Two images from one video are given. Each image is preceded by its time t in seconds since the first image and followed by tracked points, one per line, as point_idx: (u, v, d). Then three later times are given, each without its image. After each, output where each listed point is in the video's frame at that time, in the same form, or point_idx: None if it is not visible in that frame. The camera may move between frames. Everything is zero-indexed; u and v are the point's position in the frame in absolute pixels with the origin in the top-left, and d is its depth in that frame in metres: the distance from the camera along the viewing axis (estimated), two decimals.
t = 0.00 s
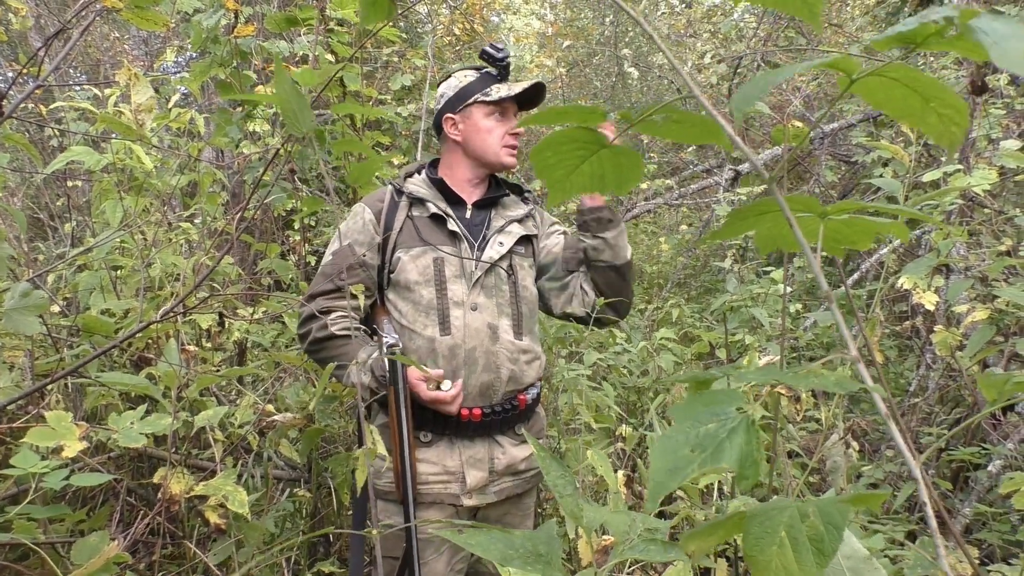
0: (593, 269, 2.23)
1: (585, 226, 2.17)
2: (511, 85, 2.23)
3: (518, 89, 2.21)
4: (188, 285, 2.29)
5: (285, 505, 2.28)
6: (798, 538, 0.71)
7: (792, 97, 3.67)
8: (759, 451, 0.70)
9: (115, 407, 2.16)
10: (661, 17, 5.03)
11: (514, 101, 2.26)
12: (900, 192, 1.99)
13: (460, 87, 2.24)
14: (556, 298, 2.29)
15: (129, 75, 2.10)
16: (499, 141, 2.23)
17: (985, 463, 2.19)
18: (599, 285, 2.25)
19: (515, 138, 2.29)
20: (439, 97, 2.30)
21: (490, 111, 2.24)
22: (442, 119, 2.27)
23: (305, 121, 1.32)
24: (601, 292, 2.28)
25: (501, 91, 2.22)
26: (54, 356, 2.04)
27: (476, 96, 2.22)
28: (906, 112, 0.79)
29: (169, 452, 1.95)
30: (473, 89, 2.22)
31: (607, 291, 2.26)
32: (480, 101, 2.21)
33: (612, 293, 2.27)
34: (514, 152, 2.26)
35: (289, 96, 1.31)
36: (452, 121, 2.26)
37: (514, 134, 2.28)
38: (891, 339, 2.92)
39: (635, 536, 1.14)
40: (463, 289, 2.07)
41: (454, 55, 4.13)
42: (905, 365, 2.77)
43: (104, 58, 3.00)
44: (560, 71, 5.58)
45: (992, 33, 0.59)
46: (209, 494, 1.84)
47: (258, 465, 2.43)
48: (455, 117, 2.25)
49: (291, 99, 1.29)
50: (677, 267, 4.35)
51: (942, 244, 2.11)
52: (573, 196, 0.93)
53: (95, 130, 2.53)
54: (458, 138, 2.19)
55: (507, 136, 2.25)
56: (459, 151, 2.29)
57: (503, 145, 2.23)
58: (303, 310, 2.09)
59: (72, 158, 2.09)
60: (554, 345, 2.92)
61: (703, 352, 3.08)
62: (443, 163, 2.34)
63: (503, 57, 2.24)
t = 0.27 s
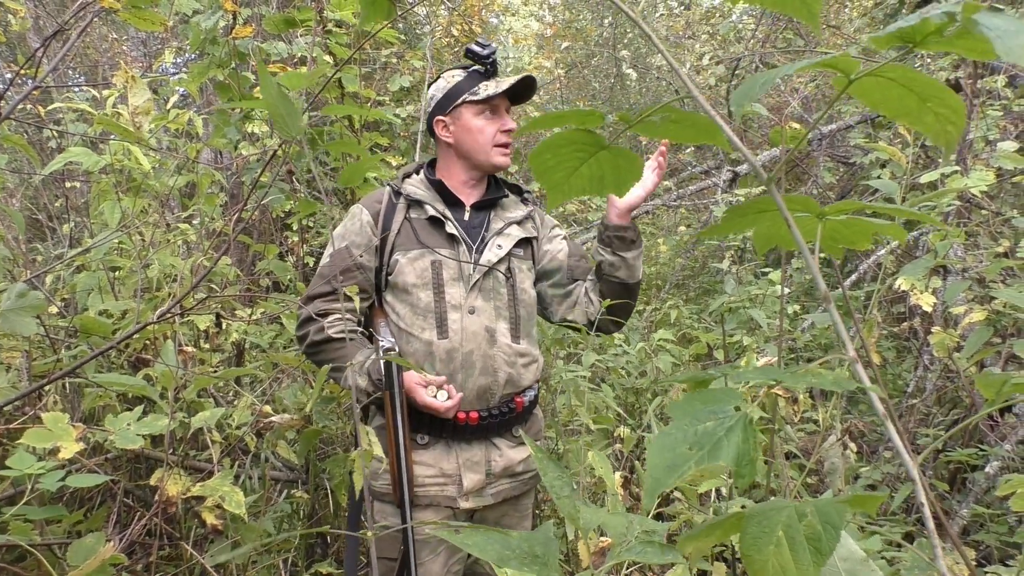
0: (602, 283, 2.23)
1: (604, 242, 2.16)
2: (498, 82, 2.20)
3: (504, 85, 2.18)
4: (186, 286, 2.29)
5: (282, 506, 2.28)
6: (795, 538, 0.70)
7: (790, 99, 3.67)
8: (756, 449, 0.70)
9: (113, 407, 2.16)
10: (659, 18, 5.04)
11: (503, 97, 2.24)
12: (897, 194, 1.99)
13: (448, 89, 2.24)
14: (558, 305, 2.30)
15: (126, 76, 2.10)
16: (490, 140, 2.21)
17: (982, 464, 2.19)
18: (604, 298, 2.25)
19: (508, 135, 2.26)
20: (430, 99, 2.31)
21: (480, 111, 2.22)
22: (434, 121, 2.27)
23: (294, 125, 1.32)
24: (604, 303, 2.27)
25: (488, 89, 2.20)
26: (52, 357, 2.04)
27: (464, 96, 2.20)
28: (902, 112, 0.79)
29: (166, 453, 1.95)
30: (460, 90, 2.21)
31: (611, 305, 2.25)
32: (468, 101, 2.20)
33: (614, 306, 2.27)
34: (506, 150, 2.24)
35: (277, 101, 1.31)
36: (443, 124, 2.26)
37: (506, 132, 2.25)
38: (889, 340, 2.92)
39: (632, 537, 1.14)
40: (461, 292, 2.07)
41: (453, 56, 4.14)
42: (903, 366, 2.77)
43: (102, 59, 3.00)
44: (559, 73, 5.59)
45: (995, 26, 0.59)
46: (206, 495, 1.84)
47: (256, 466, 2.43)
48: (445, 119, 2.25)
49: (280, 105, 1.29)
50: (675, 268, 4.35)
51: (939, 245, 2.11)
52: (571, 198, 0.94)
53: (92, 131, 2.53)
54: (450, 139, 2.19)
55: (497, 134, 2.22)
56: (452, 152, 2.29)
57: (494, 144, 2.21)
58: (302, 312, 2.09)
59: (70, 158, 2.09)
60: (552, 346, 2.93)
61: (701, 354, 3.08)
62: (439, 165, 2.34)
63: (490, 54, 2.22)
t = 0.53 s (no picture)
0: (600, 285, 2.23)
1: (602, 244, 2.17)
2: (491, 84, 2.20)
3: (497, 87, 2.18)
4: (184, 287, 2.29)
5: (280, 508, 2.28)
6: (789, 540, 0.71)
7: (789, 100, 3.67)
8: (764, 455, 0.71)
9: (111, 409, 2.16)
10: (659, 20, 5.05)
11: (497, 99, 2.23)
12: (895, 196, 1.99)
13: (442, 92, 2.24)
14: (555, 306, 2.28)
15: (124, 77, 2.11)
16: (485, 143, 2.21)
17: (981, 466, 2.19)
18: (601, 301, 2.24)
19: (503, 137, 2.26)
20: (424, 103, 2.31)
21: (474, 113, 2.22)
22: (428, 124, 2.27)
23: (292, 128, 1.30)
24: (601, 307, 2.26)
25: (482, 91, 2.18)
26: (50, 358, 2.04)
27: (458, 99, 2.20)
28: (903, 111, 0.79)
29: (163, 455, 1.95)
30: (454, 92, 2.20)
31: (609, 308, 2.24)
32: (462, 104, 2.20)
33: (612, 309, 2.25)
34: (501, 152, 2.24)
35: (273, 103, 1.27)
36: (437, 127, 2.25)
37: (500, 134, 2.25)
38: (888, 341, 2.92)
39: (627, 540, 1.14)
40: (458, 295, 2.07)
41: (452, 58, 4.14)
42: (902, 367, 2.77)
43: (102, 60, 3.00)
44: (559, 74, 5.59)
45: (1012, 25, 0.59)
46: (204, 496, 1.84)
47: (254, 467, 2.43)
48: (440, 122, 2.25)
49: (277, 107, 1.26)
50: (675, 269, 4.35)
51: (937, 246, 2.11)
52: (566, 196, 0.93)
53: (92, 133, 2.53)
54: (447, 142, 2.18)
55: (492, 136, 2.23)
56: (447, 155, 2.29)
57: (489, 146, 2.21)
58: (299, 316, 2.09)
59: (68, 160, 2.10)
60: (550, 347, 2.93)
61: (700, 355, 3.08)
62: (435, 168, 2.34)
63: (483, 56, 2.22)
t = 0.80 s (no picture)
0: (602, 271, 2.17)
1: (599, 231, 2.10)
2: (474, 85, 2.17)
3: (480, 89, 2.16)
4: (181, 287, 2.29)
5: (278, 508, 2.27)
6: (792, 536, 0.70)
7: (788, 100, 3.67)
8: (763, 450, 0.70)
9: (108, 410, 2.15)
10: (658, 21, 5.05)
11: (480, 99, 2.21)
12: (894, 196, 1.99)
13: (425, 93, 2.21)
14: (558, 296, 2.26)
15: (121, 78, 2.10)
16: (469, 145, 2.19)
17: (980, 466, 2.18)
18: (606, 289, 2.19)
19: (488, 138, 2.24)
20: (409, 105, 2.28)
21: (457, 115, 2.19)
22: (412, 127, 2.25)
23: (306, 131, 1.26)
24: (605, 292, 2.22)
25: (466, 93, 2.17)
26: (47, 359, 2.04)
27: (442, 101, 2.18)
28: (909, 106, 0.79)
29: (160, 455, 1.94)
30: (437, 94, 2.18)
31: (611, 292, 2.20)
32: (445, 106, 2.17)
33: (616, 294, 2.20)
34: (486, 153, 2.21)
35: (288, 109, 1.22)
36: (422, 129, 2.23)
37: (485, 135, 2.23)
38: (887, 341, 2.92)
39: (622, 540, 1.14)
40: (452, 294, 2.07)
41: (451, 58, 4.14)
42: (901, 368, 2.76)
43: (100, 61, 3.00)
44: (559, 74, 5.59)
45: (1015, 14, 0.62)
46: (201, 497, 1.83)
47: (252, 468, 2.43)
48: (424, 124, 2.23)
49: (292, 112, 1.20)
50: (674, 270, 4.35)
51: (935, 246, 2.10)
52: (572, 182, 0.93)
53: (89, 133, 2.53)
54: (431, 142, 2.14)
55: (476, 137, 2.20)
56: (433, 157, 2.27)
57: (474, 148, 2.19)
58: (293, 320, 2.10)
59: (65, 160, 2.09)
60: (549, 348, 2.92)
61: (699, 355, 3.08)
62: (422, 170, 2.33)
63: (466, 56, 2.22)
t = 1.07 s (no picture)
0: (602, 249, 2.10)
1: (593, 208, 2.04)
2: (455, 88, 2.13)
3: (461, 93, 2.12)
4: (181, 289, 2.29)
5: (278, 510, 2.27)
6: (791, 540, 0.70)
7: (788, 101, 3.68)
8: (749, 456, 0.69)
9: (108, 411, 2.15)
10: (657, 22, 5.06)
11: (461, 101, 2.17)
12: (894, 197, 1.99)
13: (407, 98, 2.18)
14: (561, 284, 2.24)
15: (121, 79, 2.10)
16: (453, 149, 2.16)
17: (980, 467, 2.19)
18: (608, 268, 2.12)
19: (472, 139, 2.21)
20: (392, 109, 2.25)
21: (439, 118, 2.16)
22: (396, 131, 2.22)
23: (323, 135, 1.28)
24: (608, 271, 2.14)
25: (447, 97, 2.14)
26: (47, 360, 2.04)
27: (423, 105, 2.15)
28: (896, 110, 0.79)
29: (161, 456, 1.94)
30: (418, 99, 2.14)
31: (613, 272, 2.12)
32: (427, 111, 2.14)
33: (619, 273, 2.12)
34: (471, 156, 2.19)
35: (306, 109, 1.26)
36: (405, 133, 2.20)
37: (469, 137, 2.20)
38: (887, 342, 2.92)
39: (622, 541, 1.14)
40: (447, 296, 2.07)
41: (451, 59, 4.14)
42: (901, 368, 2.77)
43: (100, 62, 3.00)
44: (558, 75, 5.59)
45: (984, 43, 0.59)
46: (201, 499, 1.83)
47: (252, 469, 2.43)
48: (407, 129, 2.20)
49: (310, 113, 1.24)
50: (673, 271, 4.35)
51: (935, 247, 2.11)
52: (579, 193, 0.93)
53: (89, 134, 2.53)
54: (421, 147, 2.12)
55: (459, 140, 2.18)
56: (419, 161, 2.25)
57: (458, 151, 2.17)
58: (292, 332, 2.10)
59: (65, 162, 2.09)
60: (549, 349, 2.93)
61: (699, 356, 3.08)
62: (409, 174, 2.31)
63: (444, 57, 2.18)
